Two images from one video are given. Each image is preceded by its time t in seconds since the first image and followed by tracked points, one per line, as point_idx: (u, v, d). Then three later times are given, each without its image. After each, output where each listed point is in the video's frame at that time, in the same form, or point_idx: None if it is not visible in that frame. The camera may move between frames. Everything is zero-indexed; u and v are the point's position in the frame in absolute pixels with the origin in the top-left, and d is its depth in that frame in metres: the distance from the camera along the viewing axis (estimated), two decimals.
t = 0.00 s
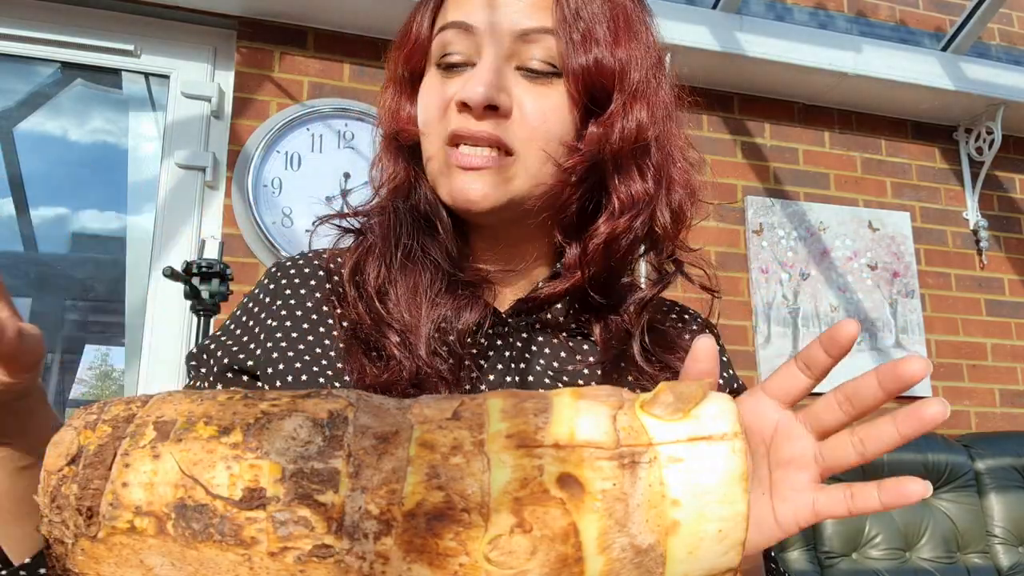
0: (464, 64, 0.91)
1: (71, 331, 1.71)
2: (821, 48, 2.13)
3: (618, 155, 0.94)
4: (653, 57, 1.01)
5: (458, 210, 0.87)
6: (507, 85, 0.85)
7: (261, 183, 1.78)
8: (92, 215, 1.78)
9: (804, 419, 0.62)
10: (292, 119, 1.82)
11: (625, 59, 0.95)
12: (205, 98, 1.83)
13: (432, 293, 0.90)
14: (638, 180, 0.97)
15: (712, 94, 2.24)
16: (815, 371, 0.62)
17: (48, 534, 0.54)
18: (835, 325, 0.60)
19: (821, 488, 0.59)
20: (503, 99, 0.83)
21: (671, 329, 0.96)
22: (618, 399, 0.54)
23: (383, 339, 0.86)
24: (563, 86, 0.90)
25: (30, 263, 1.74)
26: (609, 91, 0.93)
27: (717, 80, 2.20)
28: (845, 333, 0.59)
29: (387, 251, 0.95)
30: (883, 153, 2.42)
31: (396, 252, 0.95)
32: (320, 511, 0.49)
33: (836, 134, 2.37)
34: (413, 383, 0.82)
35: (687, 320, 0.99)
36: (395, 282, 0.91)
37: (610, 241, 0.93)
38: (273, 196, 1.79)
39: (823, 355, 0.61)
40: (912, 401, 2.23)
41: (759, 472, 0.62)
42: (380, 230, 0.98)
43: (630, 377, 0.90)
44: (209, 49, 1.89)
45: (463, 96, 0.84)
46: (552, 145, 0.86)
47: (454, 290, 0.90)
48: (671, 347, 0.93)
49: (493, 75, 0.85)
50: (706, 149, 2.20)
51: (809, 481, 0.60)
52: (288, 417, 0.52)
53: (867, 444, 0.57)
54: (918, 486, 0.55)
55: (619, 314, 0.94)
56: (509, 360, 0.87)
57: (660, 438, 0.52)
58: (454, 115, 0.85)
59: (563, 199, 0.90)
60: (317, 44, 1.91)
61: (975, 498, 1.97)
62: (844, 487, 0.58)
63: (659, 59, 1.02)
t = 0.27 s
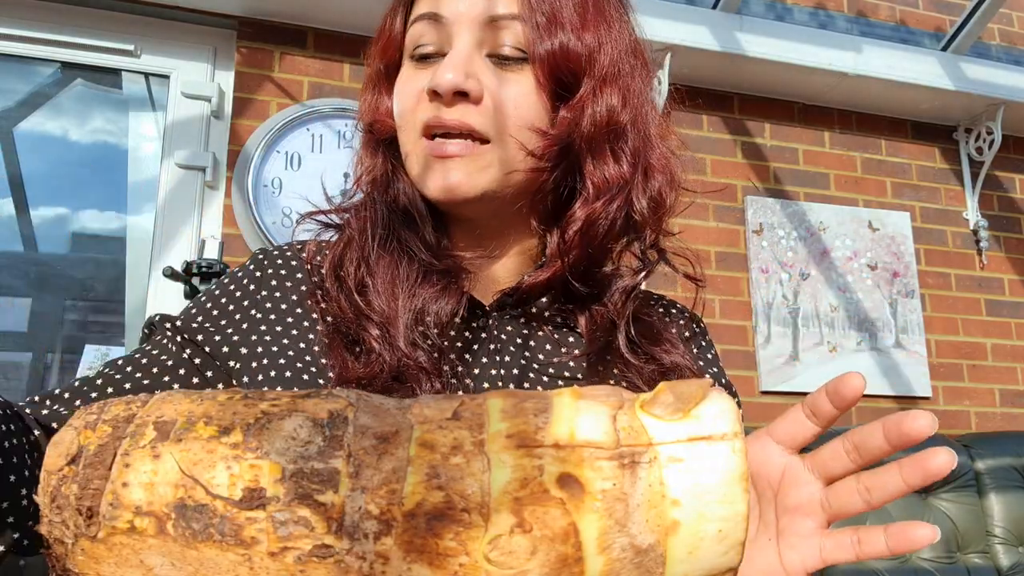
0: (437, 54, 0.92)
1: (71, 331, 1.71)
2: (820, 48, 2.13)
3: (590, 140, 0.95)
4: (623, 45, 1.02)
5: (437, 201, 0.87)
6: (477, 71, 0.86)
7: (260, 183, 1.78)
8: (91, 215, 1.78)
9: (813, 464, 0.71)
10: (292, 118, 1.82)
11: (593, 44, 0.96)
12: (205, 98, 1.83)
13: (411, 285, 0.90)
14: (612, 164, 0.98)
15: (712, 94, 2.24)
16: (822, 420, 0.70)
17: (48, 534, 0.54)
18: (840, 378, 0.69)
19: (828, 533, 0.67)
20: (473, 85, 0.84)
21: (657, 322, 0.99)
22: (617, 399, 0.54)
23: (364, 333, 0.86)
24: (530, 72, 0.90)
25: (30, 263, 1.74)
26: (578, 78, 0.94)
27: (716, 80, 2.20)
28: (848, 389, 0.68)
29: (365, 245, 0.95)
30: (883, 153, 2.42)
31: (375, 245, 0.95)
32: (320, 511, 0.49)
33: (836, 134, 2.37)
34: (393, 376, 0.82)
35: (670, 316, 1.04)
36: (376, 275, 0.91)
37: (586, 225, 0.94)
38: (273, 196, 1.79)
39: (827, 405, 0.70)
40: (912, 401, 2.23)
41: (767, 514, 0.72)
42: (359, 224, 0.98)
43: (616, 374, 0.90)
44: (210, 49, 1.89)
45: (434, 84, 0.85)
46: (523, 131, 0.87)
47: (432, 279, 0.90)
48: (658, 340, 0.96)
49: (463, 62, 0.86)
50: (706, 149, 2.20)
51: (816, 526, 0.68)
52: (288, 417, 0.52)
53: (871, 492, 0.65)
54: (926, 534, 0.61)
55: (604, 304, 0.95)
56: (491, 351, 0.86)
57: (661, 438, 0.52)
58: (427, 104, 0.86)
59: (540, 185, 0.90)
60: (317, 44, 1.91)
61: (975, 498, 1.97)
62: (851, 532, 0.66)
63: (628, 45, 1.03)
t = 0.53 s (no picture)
0: (416, 46, 0.92)
1: (71, 331, 1.71)
2: (820, 48, 2.13)
3: (568, 130, 0.95)
4: (600, 37, 1.03)
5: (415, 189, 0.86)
6: (456, 61, 0.85)
7: (260, 183, 1.78)
8: (91, 215, 1.78)
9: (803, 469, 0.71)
10: (292, 118, 1.82)
11: (570, 35, 0.96)
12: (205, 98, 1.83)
13: (397, 287, 0.90)
14: (589, 155, 0.98)
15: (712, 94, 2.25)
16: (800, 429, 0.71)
17: (48, 535, 0.54)
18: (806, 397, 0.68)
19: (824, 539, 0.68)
20: (452, 72, 0.83)
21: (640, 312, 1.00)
22: (617, 399, 0.54)
23: (350, 338, 0.85)
24: (508, 61, 0.90)
25: (30, 263, 1.74)
26: (558, 68, 0.94)
27: (716, 80, 2.20)
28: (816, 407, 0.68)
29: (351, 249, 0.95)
30: (883, 153, 2.42)
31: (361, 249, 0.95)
32: (320, 511, 0.49)
33: (836, 134, 2.37)
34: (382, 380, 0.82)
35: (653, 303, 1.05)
36: (362, 281, 0.91)
37: (564, 216, 0.94)
38: (273, 196, 1.79)
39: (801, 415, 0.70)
40: (912, 401, 2.23)
41: (763, 520, 0.72)
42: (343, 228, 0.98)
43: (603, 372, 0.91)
44: (210, 49, 1.89)
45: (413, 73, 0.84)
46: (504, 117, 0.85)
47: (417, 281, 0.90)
48: (642, 334, 0.97)
49: (444, 51, 0.86)
50: (706, 149, 2.20)
51: (812, 530, 0.69)
52: (288, 417, 0.52)
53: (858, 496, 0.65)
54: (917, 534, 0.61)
55: (584, 297, 0.96)
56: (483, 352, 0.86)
57: (661, 438, 0.52)
58: (406, 93, 0.85)
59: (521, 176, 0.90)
60: (316, 44, 1.91)
61: (975, 498, 1.97)
62: (846, 535, 0.67)
63: (605, 37, 1.04)
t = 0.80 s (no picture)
0: (417, 53, 0.92)
1: (71, 331, 1.71)
2: (820, 48, 2.13)
3: (567, 133, 0.94)
4: (598, 41, 1.03)
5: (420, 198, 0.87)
6: (457, 67, 0.86)
7: (260, 183, 1.78)
8: (91, 215, 1.78)
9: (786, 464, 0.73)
10: (291, 118, 1.82)
11: (569, 39, 0.96)
12: (205, 98, 1.83)
13: (399, 285, 0.90)
14: (588, 155, 0.97)
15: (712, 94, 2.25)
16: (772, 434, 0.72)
17: (48, 534, 0.54)
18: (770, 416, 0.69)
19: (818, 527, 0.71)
20: (454, 78, 0.84)
21: (636, 307, 0.99)
22: (618, 399, 0.54)
23: (351, 336, 0.85)
24: (509, 66, 0.91)
25: (29, 263, 1.74)
26: (556, 71, 0.95)
27: (716, 80, 2.20)
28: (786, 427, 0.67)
29: (352, 246, 0.94)
30: (884, 153, 2.42)
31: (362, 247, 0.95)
32: (320, 511, 0.49)
33: (836, 134, 2.37)
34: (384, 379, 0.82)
35: (652, 296, 1.04)
36: (361, 279, 0.91)
37: (563, 217, 0.93)
38: (273, 196, 1.79)
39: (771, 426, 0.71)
40: (912, 401, 2.23)
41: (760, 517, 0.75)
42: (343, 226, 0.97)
43: (598, 364, 0.90)
44: (210, 49, 1.89)
45: (416, 79, 0.84)
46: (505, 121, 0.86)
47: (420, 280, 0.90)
48: (636, 327, 0.95)
49: (446, 57, 0.86)
50: (706, 149, 2.20)
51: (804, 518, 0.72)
52: (289, 417, 0.52)
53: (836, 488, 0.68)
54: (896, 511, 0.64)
55: (582, 295, 0.95)
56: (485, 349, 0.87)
57: (661, 438, 0.52)
58: (410, 100, 0.85)
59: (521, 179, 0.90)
60: (316, 44, 1.91)
61: (975, 498, 1.97)
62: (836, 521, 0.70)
63: (602, 42, 1.04)
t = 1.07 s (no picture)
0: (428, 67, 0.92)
1: (71, 331, 1.71)
2: (820, 48, 2.13)
3: (577, 136, 0.95)
4: (601, 46, 1.03)
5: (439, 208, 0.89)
6: (469, 79, 0.87)
7: (260, 183, 1.78)
8: (92, 215, 1.78)
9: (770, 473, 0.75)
10: (291, 119, 1.82)
11: (575, 46, 0.96)
12: (205, 98, 1.83)
13: (413, 278, 0.90)
14: (597, 156, 0.98)
15: (712, 94, 2.24)
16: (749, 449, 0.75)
17: (48, 534, 0.54)
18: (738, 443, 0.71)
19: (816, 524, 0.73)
20: (468, 90, 0.85)
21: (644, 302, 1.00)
22: (618, 399, 0.54)
23: (366, 324, 0.85)
24: (518, 75, 0.91)
25: (29, 263, 1.74)
26: (563, 77, 0.94)
27: (716, 80, 2.20)
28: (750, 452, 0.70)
29: (365, 239, 0.94)
30: (884, 153, 2.42)
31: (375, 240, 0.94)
32: (320, 511, 0.49)
33: (836, 134, 2.37)
34: (399, 366, 0.81)
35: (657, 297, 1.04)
36: (375, 271, 0.91)
37: (576, 217, 0.95)
38: (273, 196, 1.79)
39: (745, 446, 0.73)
40: (912, 401, 2.23)
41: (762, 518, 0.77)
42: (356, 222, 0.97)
43: (608, 351, 0.91)
44: (210, 49, 1.89)
45: (431, 93, 0.85)
46: (518, 130, 0.87)
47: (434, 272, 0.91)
48: (646, 319, 0.96)
49: (458, 71, 0.87)
50: (706, 149, 2.20)
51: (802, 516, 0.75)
52: (289, 417, 0.52)
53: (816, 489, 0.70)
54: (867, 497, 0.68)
55: (594, 291, 0.96)
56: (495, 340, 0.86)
57: (661, 438, 0.52)
58: (424, 112, 0.86)
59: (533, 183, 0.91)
60: (317, 44, 1.91)
61: (975, 498, 1.97)
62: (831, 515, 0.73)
63: (605, 45, 1.04)
